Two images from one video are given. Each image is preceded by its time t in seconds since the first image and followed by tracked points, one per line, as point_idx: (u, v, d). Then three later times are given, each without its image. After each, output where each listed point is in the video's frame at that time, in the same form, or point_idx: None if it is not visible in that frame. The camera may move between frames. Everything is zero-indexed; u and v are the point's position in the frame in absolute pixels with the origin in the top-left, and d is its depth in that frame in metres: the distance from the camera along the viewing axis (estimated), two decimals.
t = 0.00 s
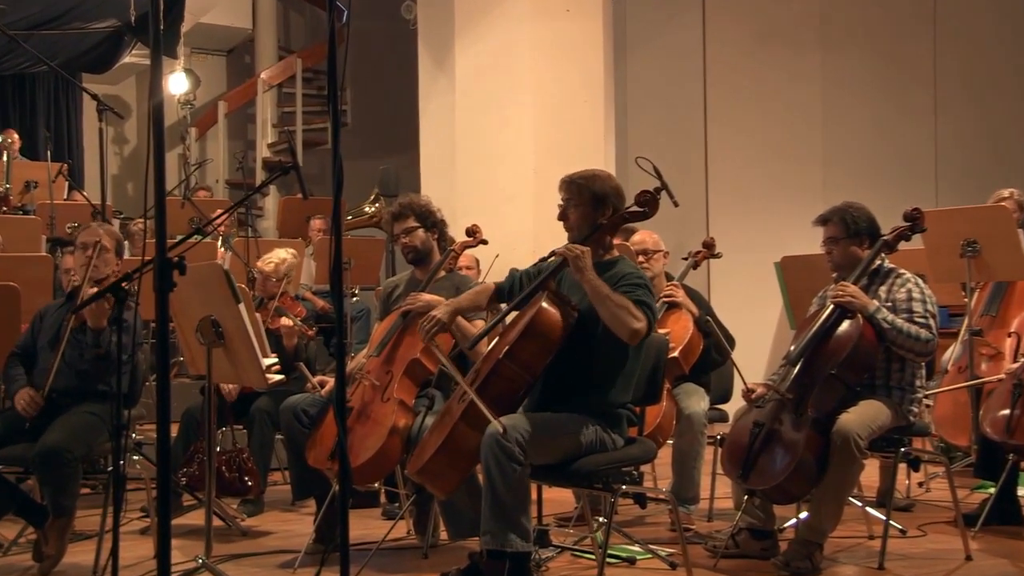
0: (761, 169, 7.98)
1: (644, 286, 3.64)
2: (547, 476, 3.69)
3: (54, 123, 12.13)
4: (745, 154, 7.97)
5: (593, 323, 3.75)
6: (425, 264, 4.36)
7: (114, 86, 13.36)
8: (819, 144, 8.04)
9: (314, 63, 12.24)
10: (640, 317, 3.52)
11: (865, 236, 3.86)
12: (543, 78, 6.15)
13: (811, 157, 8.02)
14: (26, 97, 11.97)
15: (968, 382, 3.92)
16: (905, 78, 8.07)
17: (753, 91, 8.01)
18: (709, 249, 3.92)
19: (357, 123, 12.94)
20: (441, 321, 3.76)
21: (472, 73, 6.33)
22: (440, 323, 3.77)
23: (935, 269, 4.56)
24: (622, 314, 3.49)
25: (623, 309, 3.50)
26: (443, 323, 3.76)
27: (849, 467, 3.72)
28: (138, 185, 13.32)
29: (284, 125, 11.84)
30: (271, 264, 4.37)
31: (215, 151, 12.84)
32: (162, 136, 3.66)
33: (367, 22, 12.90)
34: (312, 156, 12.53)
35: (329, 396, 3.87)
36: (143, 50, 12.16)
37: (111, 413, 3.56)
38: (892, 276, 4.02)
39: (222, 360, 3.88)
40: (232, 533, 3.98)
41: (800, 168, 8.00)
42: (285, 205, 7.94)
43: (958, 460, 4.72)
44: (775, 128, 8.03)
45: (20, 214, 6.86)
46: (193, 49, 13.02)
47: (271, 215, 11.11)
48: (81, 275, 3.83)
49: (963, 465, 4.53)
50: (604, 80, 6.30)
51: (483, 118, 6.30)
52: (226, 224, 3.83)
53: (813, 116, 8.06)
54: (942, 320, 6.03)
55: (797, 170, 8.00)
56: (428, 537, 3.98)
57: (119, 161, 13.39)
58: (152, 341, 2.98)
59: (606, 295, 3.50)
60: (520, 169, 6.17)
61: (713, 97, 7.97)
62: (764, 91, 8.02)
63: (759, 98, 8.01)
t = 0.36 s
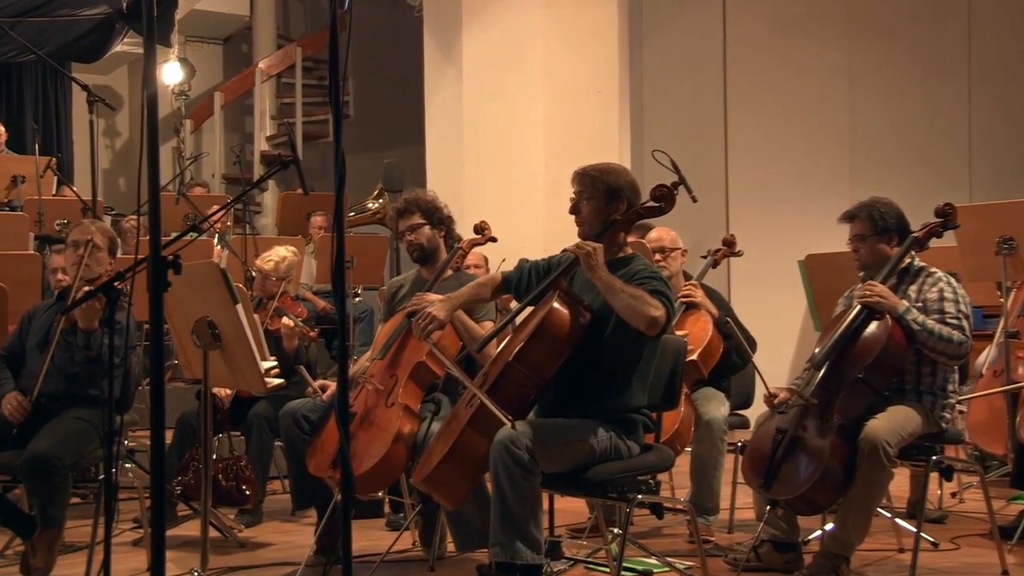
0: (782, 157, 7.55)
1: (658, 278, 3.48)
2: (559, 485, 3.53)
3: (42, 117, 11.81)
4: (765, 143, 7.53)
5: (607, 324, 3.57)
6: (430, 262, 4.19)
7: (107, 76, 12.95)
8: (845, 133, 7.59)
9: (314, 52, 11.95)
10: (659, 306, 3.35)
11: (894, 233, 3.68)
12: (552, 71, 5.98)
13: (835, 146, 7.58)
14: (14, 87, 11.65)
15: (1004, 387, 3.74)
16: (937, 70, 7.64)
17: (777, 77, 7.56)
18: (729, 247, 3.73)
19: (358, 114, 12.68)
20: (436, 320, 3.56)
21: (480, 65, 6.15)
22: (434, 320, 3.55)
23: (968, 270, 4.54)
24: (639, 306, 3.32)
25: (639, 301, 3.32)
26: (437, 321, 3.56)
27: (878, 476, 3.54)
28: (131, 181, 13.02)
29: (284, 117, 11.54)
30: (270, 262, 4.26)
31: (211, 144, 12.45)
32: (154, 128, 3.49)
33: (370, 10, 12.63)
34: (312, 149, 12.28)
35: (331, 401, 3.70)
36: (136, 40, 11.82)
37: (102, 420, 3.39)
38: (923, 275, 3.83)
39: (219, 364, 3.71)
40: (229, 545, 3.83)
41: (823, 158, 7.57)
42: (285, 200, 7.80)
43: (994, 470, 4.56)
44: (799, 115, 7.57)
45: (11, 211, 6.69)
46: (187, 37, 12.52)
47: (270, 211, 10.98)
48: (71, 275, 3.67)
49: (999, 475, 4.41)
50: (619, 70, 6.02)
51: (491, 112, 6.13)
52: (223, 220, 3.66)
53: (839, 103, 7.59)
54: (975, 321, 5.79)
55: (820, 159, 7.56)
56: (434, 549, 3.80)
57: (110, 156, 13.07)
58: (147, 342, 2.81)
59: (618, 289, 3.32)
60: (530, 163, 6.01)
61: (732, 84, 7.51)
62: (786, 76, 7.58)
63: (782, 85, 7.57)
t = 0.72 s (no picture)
0: (800, 157, 7.11)
1: (674, 278, 3.33)
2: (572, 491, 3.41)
3: (36, 109, 11.63)
4: (784, 141, 7.06)
5: (622, 326, 3.43)
6: (439, 261, 4.06)
7: (103, 67, 12.58)
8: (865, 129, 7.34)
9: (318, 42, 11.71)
10: (674, 308, 3.20)
11: (922, 231, 3.54)
12: (567, 64, 5.82)
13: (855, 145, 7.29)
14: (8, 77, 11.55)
15: None
16: (955, 64, 7.63)
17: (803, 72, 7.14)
18: (750, 245, 3.60)
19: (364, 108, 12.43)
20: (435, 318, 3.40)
21: (491, 59, 6.02)
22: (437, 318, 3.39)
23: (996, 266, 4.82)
24: (653, 307, 3.17)
25: (653, 303, 3.17)
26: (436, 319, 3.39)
27: (905, 483, 3.41)
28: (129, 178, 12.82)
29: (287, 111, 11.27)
30: (272, 262, 4.17)
31: (212, 138, 12.15)
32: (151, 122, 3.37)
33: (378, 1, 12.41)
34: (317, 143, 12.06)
35: (337, 404, 3.58)
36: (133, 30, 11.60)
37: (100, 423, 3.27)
38: (952, 274, 3.69)
39: (220, 367, 3.59)
40: (231, 554, 3.71)
41: (840, 160, 7.24)
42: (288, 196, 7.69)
43: None
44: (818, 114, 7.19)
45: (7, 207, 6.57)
46: (188, 27, 12.27)
47: (273, 208, 10.77)
48: (65, 274, 3.55)
49: None
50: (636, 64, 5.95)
51: (503, 106, 5.99)
52: (225, 218, 3.53)
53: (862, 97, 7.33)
54: (1006, 323, 5.61)
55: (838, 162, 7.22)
56: (443, 558, 3.67)
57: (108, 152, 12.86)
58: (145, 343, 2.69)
59: (631, 291, 3.18)
60: (543, 159, 5.85)
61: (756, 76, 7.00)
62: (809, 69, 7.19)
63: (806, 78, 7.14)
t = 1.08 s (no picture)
0: (818, 157, 6.94)
1: (692, 281, 3.19)
2: (589, 499, 3.29)
3: (32, 102, 11.45)
4: (802, 134, 6.95)
5: (639, 328, 3.30)
6: (449, 260, 3.93)
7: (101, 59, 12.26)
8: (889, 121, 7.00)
9: (325, 33, 11.30)
10: (691, 314, 3.06)
11: (953, 228, 3.40)
12: (579, 60, 5.75)
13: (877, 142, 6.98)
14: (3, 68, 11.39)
15: None
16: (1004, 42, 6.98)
17: (815, 72, 6.96)
18: (772, 243, 3.46)
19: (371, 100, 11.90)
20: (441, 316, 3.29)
21: (499, 53, 5.86)
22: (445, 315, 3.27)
23: None
24: (670, 311, 3.03)
25: (670, 307, 3.03)
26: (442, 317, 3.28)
27: (936, 492, 3.27)
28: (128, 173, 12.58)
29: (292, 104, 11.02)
30: (275, 261, 4.10)
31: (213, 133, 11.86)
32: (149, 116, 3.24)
33: None
34: (323, 137, 11.68)
35: (344, 408, 3.45)
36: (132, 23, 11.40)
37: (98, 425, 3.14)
38: (985, 273, 3.55)
39: (223, 369, 3.46)
40: (234, 564, 3.60)
41: (864, 155, 6.97)
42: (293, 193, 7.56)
43: None
44: (833, 113, 6.97)
45: (3, 206, 6.47)
46: (189, 18, 12.15)
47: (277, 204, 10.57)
48: (55, 273, 3.46)
49: None
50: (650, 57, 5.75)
51: (510, 101, 5.84)
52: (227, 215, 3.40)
53: (883, 92, 7.01)
54: None
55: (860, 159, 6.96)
56: (454, 569, 3.55)
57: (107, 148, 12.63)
58: (144, 345, 2.57)
59: (649, 293, 3.04)
60: (556, 156, 5.75)
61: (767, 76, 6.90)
62: (827, 66, 6.98)
63: (824, 77, 6.97)
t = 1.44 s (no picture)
0: (835, 156, 6.75)
1: (713, 289, 3.06)
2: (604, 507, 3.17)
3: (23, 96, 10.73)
4: (823, 131, 6.74)
5: (656, 330, 3.17)
6: (459, 260, 3.80)
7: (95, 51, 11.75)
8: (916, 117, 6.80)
9: (330, 22, 10.82)
10: (709, 330, 2.94)
11: (983, 226, 3.26)
12: (598, 47, 5.37)
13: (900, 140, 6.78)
14: None
15: None
16: None
17: (836, 67, 6.75)
18: (795, 241, 3.32)
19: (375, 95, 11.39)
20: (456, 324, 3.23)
21: (511, 44, 5.59)
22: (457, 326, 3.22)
23: None
24: (688, 321, 2.91)
25: (688, 318, 2.91)
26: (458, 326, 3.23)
27: (967, 501, 3.13)
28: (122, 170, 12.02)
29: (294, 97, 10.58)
30: (276, 261, 3.99)
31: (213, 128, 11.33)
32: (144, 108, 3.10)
33: None
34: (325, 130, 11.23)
35: (348, 414, 3.33)
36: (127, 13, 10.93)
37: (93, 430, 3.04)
38: (1017, 272, 3.41)
39: (224, 373, 3.33)
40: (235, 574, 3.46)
41: (886, 153, 6.77)
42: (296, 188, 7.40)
43: None
44: (856, 110, 6.77)
45: None
46: (184, 8, 11.57)
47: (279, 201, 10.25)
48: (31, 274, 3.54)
49: None
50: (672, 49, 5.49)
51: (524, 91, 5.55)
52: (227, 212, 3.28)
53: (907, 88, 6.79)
54: None
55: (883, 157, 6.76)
56: None
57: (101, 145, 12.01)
58: (141, 347, 2.44)
59: (670, 300, 2.91)
60: (570, 148, 5.40)
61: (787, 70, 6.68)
62: (848, 61, 6.77)
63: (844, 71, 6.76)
